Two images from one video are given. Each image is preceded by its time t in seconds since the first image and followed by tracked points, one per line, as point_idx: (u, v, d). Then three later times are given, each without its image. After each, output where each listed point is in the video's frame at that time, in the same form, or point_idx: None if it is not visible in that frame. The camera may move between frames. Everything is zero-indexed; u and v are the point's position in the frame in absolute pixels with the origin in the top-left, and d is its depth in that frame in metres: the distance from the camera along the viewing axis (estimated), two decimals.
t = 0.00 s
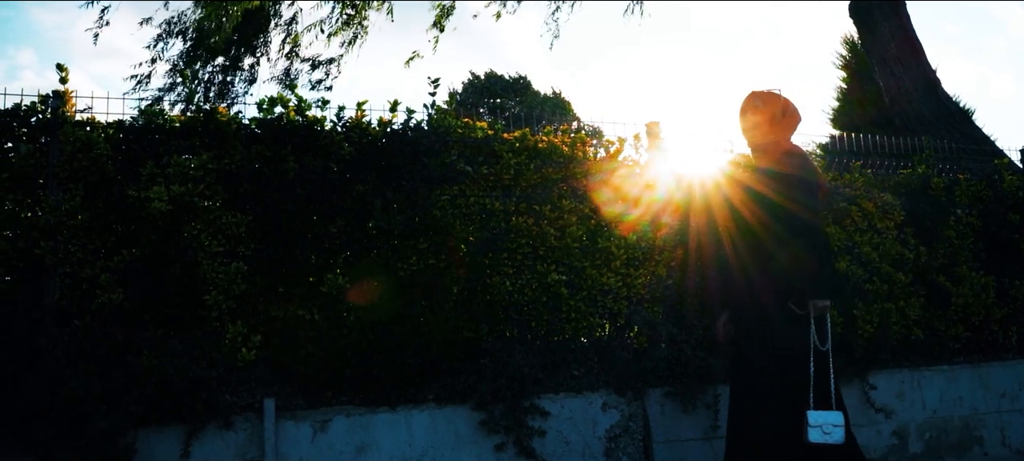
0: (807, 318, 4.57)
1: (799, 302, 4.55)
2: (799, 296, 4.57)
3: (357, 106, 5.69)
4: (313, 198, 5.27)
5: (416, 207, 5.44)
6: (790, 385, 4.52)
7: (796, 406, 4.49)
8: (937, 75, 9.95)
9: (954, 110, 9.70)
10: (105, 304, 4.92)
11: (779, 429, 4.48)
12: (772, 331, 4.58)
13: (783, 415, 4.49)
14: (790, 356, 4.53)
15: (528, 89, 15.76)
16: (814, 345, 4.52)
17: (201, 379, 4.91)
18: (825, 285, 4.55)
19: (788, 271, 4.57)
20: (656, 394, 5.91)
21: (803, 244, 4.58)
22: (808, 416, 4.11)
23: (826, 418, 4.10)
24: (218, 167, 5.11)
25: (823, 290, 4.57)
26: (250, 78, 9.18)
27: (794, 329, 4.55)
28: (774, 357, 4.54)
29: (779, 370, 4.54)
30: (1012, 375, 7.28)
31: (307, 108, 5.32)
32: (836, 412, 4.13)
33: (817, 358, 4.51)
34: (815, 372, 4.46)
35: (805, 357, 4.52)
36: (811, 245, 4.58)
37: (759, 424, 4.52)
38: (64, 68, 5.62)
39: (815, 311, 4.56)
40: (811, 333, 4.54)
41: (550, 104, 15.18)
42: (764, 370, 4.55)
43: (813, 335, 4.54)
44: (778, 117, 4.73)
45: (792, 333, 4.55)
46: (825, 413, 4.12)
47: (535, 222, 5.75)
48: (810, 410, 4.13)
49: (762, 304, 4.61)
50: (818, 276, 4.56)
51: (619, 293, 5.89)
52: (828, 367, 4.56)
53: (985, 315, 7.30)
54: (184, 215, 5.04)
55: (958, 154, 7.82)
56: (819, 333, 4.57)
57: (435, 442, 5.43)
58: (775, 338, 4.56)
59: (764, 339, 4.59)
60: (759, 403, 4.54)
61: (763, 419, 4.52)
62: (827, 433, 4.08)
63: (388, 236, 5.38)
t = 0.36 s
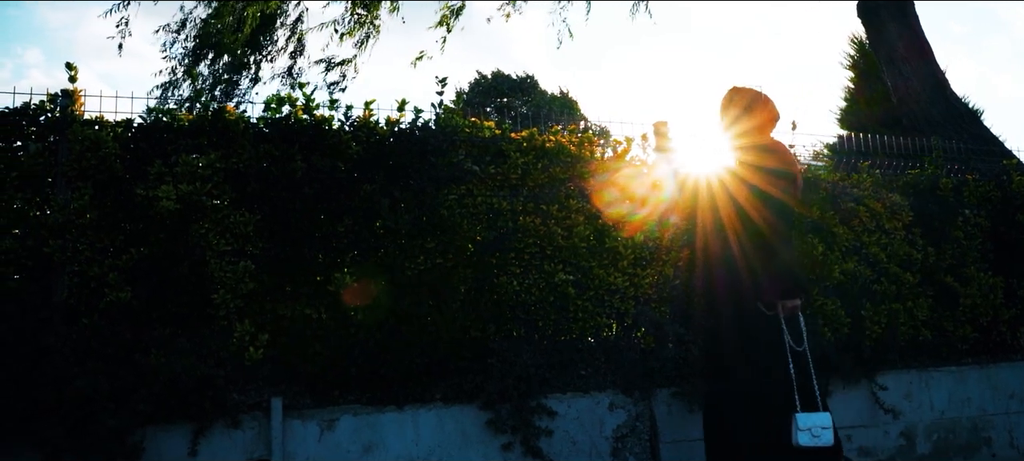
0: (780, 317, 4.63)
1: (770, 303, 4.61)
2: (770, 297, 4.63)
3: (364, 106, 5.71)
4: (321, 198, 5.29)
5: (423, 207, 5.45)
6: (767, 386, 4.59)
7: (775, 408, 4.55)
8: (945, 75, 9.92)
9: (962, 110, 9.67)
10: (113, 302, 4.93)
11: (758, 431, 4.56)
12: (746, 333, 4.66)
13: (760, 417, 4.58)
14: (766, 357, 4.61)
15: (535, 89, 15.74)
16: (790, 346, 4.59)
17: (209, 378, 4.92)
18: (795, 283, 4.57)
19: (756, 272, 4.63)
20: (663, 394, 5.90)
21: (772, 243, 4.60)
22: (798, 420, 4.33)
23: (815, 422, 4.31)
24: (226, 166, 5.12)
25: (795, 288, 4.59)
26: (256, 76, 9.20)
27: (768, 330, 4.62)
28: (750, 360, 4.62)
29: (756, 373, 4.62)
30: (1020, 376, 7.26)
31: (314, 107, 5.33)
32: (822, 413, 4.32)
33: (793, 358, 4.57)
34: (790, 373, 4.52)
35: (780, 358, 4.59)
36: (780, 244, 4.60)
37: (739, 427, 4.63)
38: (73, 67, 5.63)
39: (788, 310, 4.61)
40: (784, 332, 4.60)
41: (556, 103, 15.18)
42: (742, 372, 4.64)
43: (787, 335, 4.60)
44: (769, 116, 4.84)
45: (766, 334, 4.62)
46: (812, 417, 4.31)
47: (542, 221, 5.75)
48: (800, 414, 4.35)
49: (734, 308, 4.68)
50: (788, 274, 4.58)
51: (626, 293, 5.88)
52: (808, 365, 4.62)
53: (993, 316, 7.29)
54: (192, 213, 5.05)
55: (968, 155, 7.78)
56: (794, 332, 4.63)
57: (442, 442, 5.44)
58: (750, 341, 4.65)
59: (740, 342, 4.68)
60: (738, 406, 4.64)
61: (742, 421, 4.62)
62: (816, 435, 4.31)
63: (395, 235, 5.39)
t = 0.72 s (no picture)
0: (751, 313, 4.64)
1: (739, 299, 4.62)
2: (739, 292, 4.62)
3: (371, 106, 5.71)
4: (329, 198, 5.29)
5: (431, 207, 5.45)
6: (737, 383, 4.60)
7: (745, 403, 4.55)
8: (953, 74, 9.88)
9: (970, 109, 9.63)
10: (121, 302, 4.94)
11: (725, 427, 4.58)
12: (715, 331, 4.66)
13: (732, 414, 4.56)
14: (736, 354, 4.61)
15: (541, 88, 15.71)
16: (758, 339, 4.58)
17: (217, 377, 4.93)
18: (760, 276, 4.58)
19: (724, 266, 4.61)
20: (671, 394, 5.89)
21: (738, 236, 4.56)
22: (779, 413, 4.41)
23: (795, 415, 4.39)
24: (234, 166, 5.12)
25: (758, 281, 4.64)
26: (262, 76, 9.21)
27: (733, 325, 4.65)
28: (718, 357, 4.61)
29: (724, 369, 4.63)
30: None
31: (322, 107, 5.33)
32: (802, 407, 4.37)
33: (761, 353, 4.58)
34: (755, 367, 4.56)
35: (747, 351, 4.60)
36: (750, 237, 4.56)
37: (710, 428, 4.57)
38: (80, 65, 5.64)
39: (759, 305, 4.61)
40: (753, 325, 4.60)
41: (562, 103, 15.16)
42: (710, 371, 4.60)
43: (757, 331, 4.62)
44: (760, 106, 4.89)
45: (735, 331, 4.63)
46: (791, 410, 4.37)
47: (550, 221, 5.74)
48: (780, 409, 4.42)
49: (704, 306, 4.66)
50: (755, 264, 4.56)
51: (633, 293, 5.87)
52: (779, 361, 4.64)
53: (1002, 316, 7.26)
54: (200, 213, 5.06)
55: (975, 155, 7.77)
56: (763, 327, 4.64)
57: (450, 441, 5.43)
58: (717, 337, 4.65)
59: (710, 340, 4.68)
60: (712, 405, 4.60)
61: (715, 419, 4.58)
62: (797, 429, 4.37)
63: (403, 235, 5.39)
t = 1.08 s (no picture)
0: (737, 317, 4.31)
1: (723, 299, 4.30)
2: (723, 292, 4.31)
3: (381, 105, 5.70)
4: (338, 199, 5.30)
5: (440, 206, 5.46)
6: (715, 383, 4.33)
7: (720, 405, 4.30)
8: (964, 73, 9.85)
9: (981, 108, 9.60)
10: (131, 302, 4.97)
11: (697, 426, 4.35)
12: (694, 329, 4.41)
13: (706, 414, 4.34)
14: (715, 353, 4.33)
15: (550, 88, 15.68)
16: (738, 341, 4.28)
17: (226, 377, 4.94)
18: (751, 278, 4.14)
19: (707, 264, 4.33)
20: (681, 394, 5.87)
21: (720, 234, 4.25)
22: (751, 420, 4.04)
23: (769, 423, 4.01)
24: (243, 166, 5.15)
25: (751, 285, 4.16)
26: (271, 78, 9.25)
27: (716, 327, 4.34)
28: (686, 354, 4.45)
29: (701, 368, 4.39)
30: None
31: (332, 107, 5.34)
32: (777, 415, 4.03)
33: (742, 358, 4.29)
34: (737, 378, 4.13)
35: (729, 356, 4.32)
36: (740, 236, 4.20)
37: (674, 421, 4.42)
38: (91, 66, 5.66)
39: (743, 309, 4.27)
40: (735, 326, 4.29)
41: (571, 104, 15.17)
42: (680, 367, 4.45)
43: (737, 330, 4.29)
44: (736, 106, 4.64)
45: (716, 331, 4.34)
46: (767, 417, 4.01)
47: (559, 221, 5.72)
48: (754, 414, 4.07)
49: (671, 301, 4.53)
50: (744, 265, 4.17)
51: (643, 293, 5.85)
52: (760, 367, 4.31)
53: (1014, 316, 7.25)
54: (210, 213, 5.07)
55: (986, 153, 7.74)
56: (746, 330, 4.32)
57: (459, 441, 5.39)
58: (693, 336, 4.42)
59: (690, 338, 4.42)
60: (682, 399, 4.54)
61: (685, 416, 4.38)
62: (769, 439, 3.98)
63: (412, 235, 5.39)
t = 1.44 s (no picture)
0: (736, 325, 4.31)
1: (724, 310, 4.28)
2: (723, 302, 4.28)
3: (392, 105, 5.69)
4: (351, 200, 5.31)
5: (451, 206, 5.46)
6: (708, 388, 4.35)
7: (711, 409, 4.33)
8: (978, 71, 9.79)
9: (995, 107, 9.54)
10: (143, 302, 4.98)
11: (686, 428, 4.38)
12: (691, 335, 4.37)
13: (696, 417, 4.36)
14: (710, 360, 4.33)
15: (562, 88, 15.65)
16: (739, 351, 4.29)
17: (239, 378, 4.94)
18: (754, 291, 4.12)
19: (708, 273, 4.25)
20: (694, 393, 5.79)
21: (717, 241, 4.18)
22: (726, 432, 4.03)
23: (743, 435, 4.02)
24: (255, 166, 5.16)
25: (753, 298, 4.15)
26: (283, 79, 9.27)
27: (716, 335, 4.33)
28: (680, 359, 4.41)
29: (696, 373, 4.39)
30: None
31: (343, 107, 5.33)
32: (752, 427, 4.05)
33: (737, 367, 4.31)
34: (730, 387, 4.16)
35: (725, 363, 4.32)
36: (745, 248, 4.14)
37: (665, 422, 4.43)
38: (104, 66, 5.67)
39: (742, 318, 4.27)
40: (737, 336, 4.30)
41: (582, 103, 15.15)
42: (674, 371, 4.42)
43: (739, 338, 4.30)
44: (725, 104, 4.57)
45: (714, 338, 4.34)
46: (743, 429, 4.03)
47: (571, 221, 5.70)
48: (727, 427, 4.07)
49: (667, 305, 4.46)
50: (748, 277, 4.13)
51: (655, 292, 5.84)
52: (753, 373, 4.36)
53: None
54: (222, 213, 5.08)
55: (1001, 152, 7.69)
56: (745, 339, 4.33)
57: (471, 442, 5.38)
58: (689, 341, 4.39)
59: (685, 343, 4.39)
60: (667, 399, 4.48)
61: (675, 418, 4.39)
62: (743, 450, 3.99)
63: (424, 235, 5.38)
